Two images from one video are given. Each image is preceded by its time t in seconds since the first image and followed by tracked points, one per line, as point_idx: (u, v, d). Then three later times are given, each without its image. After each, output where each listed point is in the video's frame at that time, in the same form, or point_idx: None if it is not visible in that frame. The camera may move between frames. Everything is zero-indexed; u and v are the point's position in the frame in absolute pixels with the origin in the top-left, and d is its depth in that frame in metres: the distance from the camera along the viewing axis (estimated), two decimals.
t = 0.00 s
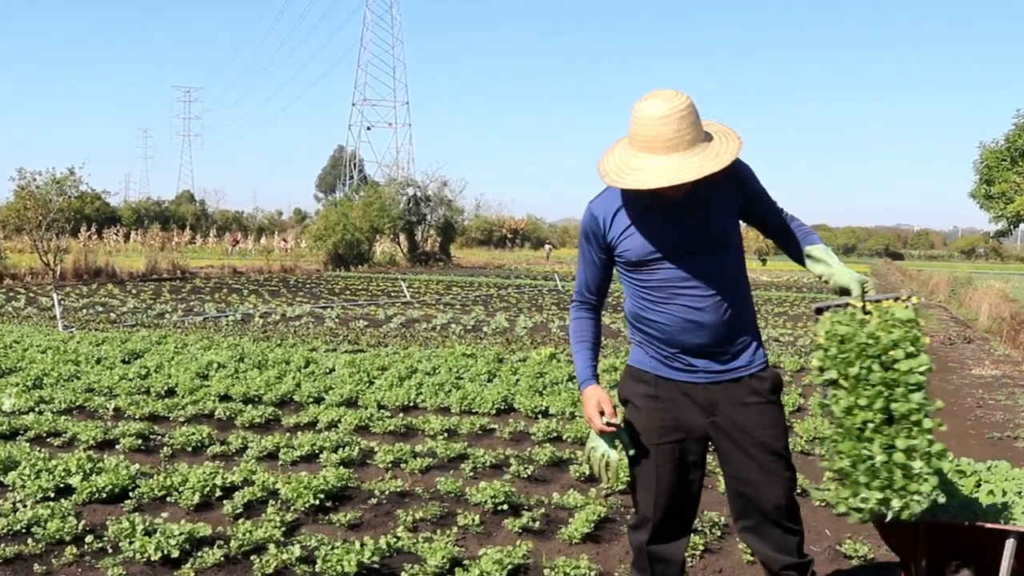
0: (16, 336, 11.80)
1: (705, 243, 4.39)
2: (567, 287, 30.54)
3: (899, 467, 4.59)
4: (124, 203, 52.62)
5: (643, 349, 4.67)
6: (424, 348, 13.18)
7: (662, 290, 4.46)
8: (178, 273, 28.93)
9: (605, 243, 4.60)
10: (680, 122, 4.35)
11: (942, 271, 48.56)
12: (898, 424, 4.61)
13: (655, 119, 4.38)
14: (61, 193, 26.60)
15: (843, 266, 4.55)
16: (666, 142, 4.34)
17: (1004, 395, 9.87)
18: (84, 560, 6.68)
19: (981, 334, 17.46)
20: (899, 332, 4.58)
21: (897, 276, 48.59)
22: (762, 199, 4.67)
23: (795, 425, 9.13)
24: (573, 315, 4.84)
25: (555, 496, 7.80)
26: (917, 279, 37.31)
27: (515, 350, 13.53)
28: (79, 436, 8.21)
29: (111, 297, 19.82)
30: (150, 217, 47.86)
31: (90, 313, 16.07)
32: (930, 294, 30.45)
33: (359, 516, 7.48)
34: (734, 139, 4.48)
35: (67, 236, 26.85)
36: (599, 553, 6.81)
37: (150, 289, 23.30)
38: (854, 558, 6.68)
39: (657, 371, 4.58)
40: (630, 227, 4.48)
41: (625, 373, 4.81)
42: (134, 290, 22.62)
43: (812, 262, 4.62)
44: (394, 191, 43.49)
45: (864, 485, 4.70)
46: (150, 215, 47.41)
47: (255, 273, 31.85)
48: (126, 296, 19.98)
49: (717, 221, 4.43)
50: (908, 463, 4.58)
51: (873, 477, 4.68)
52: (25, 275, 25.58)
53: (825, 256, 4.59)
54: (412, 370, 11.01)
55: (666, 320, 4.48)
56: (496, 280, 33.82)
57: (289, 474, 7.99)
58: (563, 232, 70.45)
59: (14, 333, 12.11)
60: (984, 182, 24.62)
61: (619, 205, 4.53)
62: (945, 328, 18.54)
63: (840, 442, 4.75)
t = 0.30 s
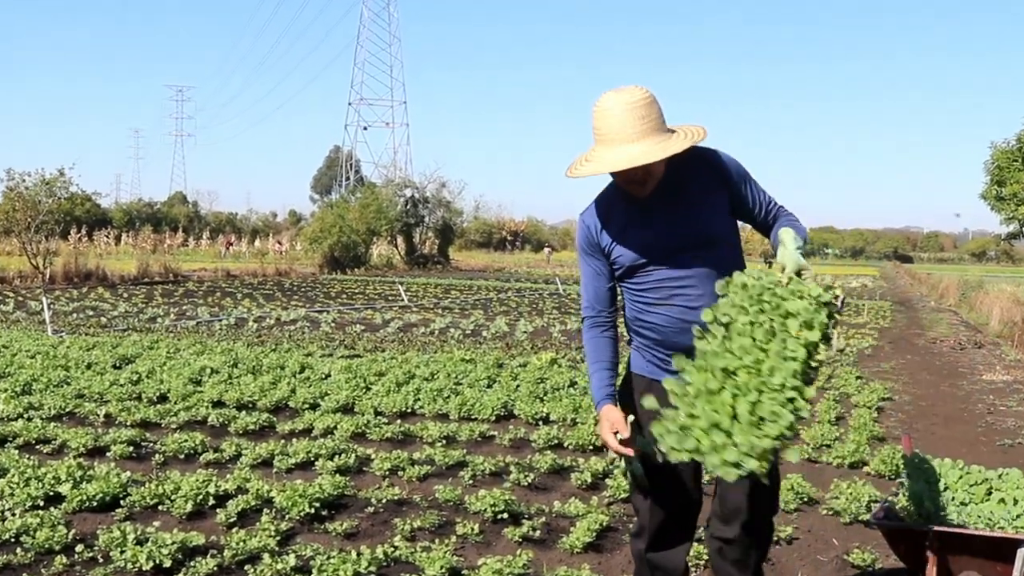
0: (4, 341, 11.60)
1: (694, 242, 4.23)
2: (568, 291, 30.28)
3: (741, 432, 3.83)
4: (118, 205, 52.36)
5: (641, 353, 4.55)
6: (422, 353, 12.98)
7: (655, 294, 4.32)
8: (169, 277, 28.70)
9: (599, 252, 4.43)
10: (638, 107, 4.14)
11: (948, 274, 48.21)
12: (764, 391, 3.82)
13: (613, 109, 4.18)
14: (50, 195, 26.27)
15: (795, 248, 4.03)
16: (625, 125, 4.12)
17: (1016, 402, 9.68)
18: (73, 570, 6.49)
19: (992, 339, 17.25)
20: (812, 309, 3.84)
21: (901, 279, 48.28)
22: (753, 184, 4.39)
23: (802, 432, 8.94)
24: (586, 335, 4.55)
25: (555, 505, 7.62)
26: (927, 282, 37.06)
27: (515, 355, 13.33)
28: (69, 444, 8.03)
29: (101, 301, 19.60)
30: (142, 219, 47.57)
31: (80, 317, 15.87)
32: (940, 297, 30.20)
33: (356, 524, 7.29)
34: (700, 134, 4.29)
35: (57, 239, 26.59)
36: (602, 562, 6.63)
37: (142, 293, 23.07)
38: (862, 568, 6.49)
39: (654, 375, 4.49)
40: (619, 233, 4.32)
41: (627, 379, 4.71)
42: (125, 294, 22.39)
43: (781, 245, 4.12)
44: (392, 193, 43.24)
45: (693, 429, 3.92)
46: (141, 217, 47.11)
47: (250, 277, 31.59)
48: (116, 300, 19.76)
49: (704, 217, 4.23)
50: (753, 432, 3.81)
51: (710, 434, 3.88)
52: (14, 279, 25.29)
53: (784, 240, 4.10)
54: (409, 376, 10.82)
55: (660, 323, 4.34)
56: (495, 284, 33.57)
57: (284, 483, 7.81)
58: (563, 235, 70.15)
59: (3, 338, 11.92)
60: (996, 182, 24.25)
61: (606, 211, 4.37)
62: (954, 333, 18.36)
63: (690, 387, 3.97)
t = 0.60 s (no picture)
0: None
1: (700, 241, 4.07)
2: (571, 295, 30.07)
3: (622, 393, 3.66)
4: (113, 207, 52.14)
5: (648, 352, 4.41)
6: (419, 358, 12.81)
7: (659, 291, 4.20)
8: (162, 280, 28.58)
9: (608, 244, 4.33)
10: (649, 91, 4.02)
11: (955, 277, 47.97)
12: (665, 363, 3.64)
13: (623, 90, 4.07)
14: (40, 196, 26.02)
15: (776, 253, 3.80)
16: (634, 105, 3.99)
17: None
18: None
19: (1003, 344, 17.08)
20: (741, 297, 3.65)
21: (905, 282, 48.09)
22: (775, 188, 4.15)
23: (808, 439, 8.77)
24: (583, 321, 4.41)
25: (556, 513, 7.44)
26: (937, 284, 36.82)
27: (515, 360, 13.15)
28: (58, 451, 7.86)
29: (92, 304, 19.41)
30: (133, 221, 47.33)
31: (70, 321, 15.68)
32: (950, 302, 30.00)
33: (352, 533, 7.12)
34: (712, 131, 4.15)
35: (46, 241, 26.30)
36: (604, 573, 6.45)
37: (133, 296, 22.88)
38: None
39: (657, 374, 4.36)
40: (628, 227, 4.22)
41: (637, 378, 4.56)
42: (116, 297, 22.20)
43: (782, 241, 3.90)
44: (388, 194, 43.06)
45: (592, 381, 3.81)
46: (133, 219, 46.92)
47: (244, 280, 31.37)
48: (107, 304, 19.57)
49: (713, 218, 4.06)
50: (637, 398, 3.62)
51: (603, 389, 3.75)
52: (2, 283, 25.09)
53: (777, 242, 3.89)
54: (407, 382, 10.64)
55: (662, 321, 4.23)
56: (495, 287, 33.39)
57: (278, 491, 7.63)
58: (564, 237, 69.94)
59: None
60: (1006, 184, 23.99)
61: (619, 203, 4.27)
62: (964, 337, 18.19)
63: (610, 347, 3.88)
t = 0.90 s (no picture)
0: None
1: (689, 247, 3.88)
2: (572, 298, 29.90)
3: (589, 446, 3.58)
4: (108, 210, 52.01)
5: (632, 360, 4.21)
6: (418, 363, 12.64)
7: (643, 294, 4.02)
8: (154, 282, 28.43)
9: (600, 238, 4.18)
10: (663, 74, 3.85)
11: (964, 280, 47.75)
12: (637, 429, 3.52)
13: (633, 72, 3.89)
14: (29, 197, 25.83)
15: (770, 310, 3.45)
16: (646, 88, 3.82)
17: None
18: None
19: (1013, 348, 16.92)
20: (724, 378, 3.43)
21: (912, 284, 47.90)
22: (777, 202, 3.91)
23: (815, 445, 8.60)
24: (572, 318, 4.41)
25: (557, 522, 7.27)
26: (947, 288, 36.64)
27: (515, 365, 12.98)
28: (48, 458, 7.69)
29: (83, 308, 19.26)
30: (124, 223, 47.14)
31: (61, 325, 15.52)
32: (960, 305, 29.80)
33: (348, 542, 6.95)
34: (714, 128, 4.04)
35: (38, 243, 26.11)
36: None
37: (124, 300, 22.70)
38: None
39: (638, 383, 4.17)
40: (620, 222, 4.05)
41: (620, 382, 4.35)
42: (107, 301, 22.06)
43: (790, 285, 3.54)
44: (386, 196, 42.92)
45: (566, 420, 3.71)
46: (124, 221, 46.78)
47: (238, 283, 31.18)
48: (98, 308, 19.43)
49: (706, 225, 3.85)
50: (605, 453, 3.55)
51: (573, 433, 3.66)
52: None
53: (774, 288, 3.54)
54: (405, 388, 10.48)
55: (644, 326, 4.04)
56: (494, 291, 33.23)
57: (273, 499, 7.46)
58: (565, 239, 69.78)
59: None
60: (1018, 186, 23.76)
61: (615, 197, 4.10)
62: (974, 342, 18.04)
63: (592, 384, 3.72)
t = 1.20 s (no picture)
0: None
1: (634, 252, 3.68)
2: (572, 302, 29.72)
3: (516, 450, 3.35)
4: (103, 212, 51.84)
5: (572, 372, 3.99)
6: (415, 368, 12.48)
7: (585, 299, 3.81)
8: (146, 286, 28.26)
9: (545, 239, 3.98)
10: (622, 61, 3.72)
11: (970, 283, 47.53)
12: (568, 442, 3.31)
13: (591, 62, 3.75)
14: (18, 199, 25.66)
15: (712, 338, 3.28)
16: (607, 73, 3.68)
17: None
18: None
19: None
20: (659, 405, 3.25)
21: (921, 288, 47.68)
22: (725, 214, 3.74)
23: (821, 452, 8.44)
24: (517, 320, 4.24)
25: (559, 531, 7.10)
26: (957, 292, 36.39)
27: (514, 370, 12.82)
28: (37, 465, 7.52)
29: (73, 312, 19.09)
30: (116, 225, 46.98)
31: (51, 329, 15.35)
32: (969, 309, 29.59)
33: (345, 551, 6.78)
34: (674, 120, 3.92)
35: (27, 245, 25.91)
36: None
37: (116, 304, 22.51)
38: None
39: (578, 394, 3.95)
40: (565, 223, 3.84)
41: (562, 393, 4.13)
42: (97, 304, 21.90)
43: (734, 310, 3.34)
44: (383, 197, 42.78)
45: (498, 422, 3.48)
46: (114, 223, 46.60)
47: (231, 287, 31.01)
48: (89, 311, 19.26)
49: (652, 229, 3.66)
50: (529, 460, 3.33)
51: (501, 436, 3.42)
52: None
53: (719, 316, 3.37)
54: (402, 393, 10.31)
55: (586, 334, 3.83)
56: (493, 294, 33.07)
57: (268, 507, 7.30)
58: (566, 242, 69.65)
59: None
60: None
61: (562, 196, 3.90)
62: (984, 347, 17.90)
63: (533, 390, 3.50)
